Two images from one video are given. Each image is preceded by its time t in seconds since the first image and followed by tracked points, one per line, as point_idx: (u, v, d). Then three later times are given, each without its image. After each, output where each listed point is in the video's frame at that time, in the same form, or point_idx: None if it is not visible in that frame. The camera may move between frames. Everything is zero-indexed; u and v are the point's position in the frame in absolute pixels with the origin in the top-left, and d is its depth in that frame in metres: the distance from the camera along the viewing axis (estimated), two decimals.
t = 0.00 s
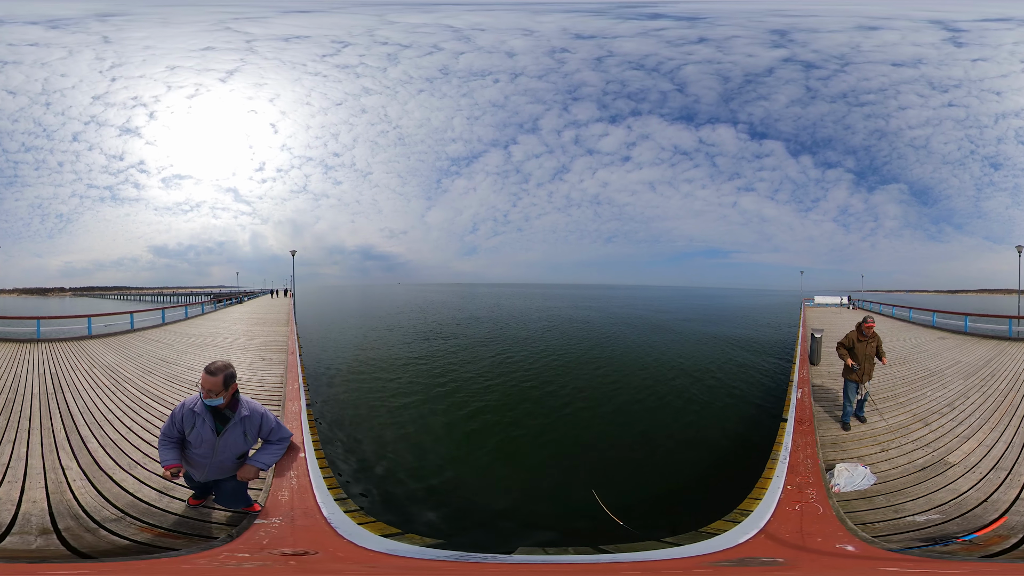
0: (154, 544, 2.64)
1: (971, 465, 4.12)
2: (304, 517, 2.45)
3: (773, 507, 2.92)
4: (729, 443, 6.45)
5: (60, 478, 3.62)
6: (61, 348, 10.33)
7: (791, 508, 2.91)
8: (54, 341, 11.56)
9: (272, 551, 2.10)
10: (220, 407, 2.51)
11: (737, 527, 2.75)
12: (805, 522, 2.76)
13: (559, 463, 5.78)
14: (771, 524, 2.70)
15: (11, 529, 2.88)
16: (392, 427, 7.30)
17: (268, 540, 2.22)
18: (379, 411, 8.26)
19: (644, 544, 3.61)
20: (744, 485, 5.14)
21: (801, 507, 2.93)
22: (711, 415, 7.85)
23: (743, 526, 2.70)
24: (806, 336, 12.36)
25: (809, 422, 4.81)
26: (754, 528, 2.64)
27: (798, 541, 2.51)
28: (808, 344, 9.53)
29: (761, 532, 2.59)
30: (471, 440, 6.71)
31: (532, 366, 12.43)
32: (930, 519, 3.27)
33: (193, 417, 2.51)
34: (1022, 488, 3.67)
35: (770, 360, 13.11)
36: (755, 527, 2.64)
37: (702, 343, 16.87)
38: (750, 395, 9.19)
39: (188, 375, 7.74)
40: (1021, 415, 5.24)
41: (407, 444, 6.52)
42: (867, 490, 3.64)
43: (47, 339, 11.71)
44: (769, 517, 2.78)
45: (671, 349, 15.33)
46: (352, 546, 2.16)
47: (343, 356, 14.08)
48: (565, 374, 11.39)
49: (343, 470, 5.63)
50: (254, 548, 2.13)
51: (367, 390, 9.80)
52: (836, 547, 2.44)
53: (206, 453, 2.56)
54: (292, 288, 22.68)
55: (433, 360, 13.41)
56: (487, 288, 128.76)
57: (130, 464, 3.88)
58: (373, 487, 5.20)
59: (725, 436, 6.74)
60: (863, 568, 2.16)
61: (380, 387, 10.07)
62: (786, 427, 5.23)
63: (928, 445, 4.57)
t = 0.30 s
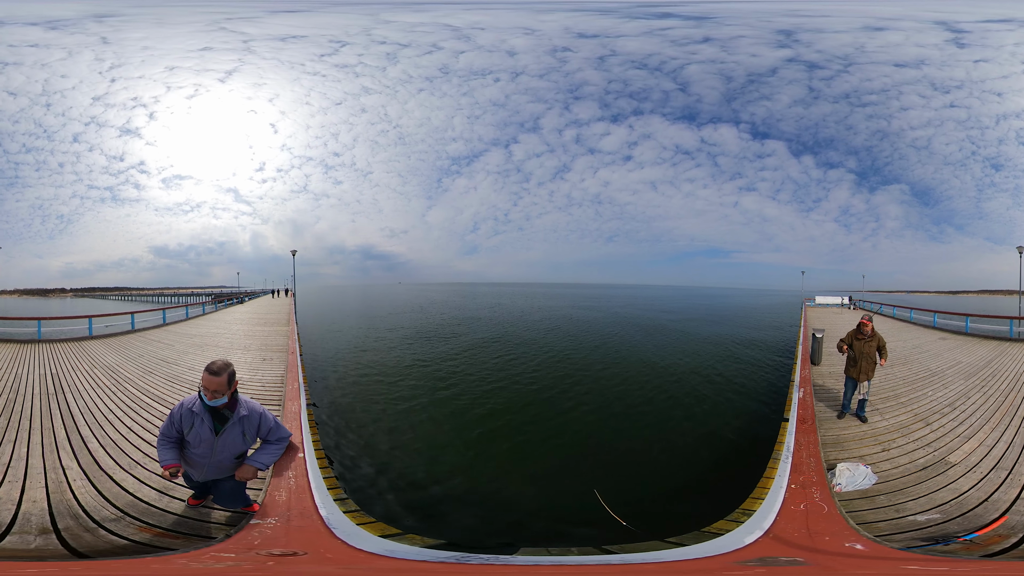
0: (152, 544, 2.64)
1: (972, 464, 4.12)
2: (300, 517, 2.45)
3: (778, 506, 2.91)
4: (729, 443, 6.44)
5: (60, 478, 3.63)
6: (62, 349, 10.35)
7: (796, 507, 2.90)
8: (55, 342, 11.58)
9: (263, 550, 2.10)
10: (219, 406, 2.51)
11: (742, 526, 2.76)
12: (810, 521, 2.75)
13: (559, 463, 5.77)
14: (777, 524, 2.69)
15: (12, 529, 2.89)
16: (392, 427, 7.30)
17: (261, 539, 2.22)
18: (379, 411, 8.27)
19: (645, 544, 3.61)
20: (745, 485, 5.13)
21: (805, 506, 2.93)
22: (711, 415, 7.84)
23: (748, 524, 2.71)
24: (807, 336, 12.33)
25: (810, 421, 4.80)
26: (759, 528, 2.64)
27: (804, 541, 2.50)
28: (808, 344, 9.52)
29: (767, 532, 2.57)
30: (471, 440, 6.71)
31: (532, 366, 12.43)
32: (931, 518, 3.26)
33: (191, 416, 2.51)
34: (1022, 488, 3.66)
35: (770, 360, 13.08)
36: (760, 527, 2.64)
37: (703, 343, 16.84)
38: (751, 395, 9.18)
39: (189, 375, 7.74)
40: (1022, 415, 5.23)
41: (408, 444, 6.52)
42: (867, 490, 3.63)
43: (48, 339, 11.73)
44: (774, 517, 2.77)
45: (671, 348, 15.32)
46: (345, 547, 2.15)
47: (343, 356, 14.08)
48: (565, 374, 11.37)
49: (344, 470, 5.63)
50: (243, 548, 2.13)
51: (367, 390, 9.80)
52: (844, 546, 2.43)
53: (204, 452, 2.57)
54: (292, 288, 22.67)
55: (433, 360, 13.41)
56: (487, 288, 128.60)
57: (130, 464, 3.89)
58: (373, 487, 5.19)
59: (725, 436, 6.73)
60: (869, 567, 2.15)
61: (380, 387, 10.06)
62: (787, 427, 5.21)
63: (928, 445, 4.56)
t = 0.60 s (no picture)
0: (151, 543, 2.63)
1: (973, 463, 4.12)
2: (291, 515, 2.42)
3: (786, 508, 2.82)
4: (729, 443, 6.44)
5: (62, 477, 3.64)
6: (63, 349, 10.39)
7: (804, 508, 2.83)
8: (56, 342, 11.59)
9: (247, 545, 2.07)
10: (217, 403, 2.51)
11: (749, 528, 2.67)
12: (819, 520, 2.67)
13: (560, 464, 5.78)
14: (786, 524, 2.60)
15: (14, 527, 2.89)
16: (393, 428, 7.32)
17: (249, 537, 2.17)
18: (380, 411, 8.29)
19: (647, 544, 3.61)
20: (745, 485, 5.14)
21: (813, 506, 2.85)
22: (711, 415, 7.86)
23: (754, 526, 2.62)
24: (807, 336, 12.33)
25: (813, 420, 4.78)
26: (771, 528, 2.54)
27: (817, 541, 2.40)
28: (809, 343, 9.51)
29: (776, 533, 2.48)
30: (471, 440, 6.73)
31: (532, 366, 12.45)
32: (936, 518, 3.25)
33: (190, 414, 2.52)
34: None
35: (770, 360, 13.09)
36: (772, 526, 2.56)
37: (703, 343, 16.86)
38: (750, 395, 9.19)
39: (189, 375, 7.74)
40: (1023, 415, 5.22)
41: (408, 445, 6.54)
42: (871, 490, 3.64)
43: (48, 339, 11.75)
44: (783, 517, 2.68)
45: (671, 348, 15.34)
46: (327, 546, 2.08)
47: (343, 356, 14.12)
48: (565, 374, 11.41)
49: (345, 471, 5.64)
50: (230, 543, 2.10)
51: (367, 390, 9.83)
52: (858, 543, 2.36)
53: (202, 450, 2.57)
54: (292, 288, 22.68)
55: (433, 360, 13.43)
56: (487, 288, 128.67)
57: (130, 463, 3.90)
58: (374, 487, 5.21)
59: (725, 436, 6.75)
60: (886, 557, 2.11)
61: (380, 387, 10.09)
62: (790, 426, 5.17)
63: (930, 444, 4.55)
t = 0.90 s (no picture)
0: (147, 541, 2.64)
1: (975, 462, 4.12)
2: (283, 513, 2.41)
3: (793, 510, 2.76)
4: (728, 443, 6.46)
5: (62, 475, 3.64)
6: (63, 348, 10.38)
7: (811, 508, 2.81)
8: (55, 341, 11.59)
9: (235, 541, 2.03)
10: (216, 398, 2.54)
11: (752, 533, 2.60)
12: (828, 520, 2.64)
13: (561, 465, 5.78)
14: (796, 525, 2.54)
15: (15, 525, 2.89)
16: (392, 429, 7.32)
17: (239, 534, 2.14)
18: (379, 412, 8.28)
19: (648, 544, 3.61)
20: (746, 485, 5.14)
21: (820, 507, 2.83)
22: (711, 415, 7.86)
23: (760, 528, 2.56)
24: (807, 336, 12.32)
25: (815, 421, 4.77)
26: (782, 528, 2.47)
27: (830, 541, 2.36)
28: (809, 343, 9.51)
29: (787, 534, 2.41)
30: (470, 441, 6.73)
31: (532, 366, 12.47)
32: (940, 517, 3.26)
33: (188, 411, 2.52)
34: None
35: (770, 360, 13.08)
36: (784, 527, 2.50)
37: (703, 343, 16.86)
38: (750, 395, 9.19)
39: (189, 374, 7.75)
40: None
41: (408, 445, 6.54)
42: (873, 489, 3.64)
43: (48, 339, 11.74)
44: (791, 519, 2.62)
45: (671, 348, 15.35)
46: (312, 547, 2.04)
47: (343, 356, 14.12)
48: (564, 374, 11.42)
49: (345, 471, 5.65)
50: (222, 538, 2.08)
51: (367, 390, 9.82)
52: (872, 542, 2.34)
53: (201, 446, 2.58)
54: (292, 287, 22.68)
55: (433, 360, 13.46)
56: (487, 288, 128.66)
57: (131, 461, 3.90)
58: (374, 488, 5.20)
59: (725, 436, 6.75)
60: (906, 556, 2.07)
61: (380, 387, 10.10)
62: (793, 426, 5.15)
63: (931, 443, 4.55)
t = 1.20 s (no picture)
0: (147, 540, 2.65)
1: (977, 461, 4.11)
2: (278, 511, 2.33)
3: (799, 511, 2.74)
4: (727, 443, 6.48)
5: (63, 473, 3.64)
6: (63, 348, 10.37)
7: (818, 509, 2.79)
8: (55, 340, 11.58)
9: (226, 541, 1.98)
10: (215, 395, 2.56)
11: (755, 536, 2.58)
12: (837, 522, 2.62)
13: (560, 466, 5.78)
14: (805, 527, 2.51)
15: (17, 525, 2.88)
16: (392, 429, 7.32)
17: (231, 532, 2.09)
18: (379, 412, 8.29)
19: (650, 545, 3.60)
20: (746, 485, 5.15)
21: (827, 507, 2.82)
22: (711, 415, 7.86)
23: (763, 532, 2.54)
24: (807, 336, 12.31)
25: (818, 420, 4.76)
26: (790, 531, 2.44)
27: (844, 541, 2.33)
28: (809, 344, 9.50)
29: (796, 536, 2.37)
30: (470, 441, 6.73)
31: (531, 367, 12.48)
32: (944, 516, 3.26)
33: (188, 407, 2.52)
34: None
35: (770, 360, 13.08)
36: (791, 530, 2.46)
37: (703, 343, 16.85)
38: (749, 395, 9.20)
39: (189, 374, 7.74)
40: None
41: (407, 446, 6.54)
42: (876, 489, 3.63)
43: (49, 339, 11.74)
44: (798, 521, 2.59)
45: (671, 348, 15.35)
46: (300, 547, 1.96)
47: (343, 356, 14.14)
48: (563, 374, 11.46)
49: (345, 472, 5.64)
50: (215, 536, 2.04)
51: (367, 391, 9.83)
52: (887, 541, 2.32)
53: (200, 443, 2.58)
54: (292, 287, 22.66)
55: (433, 360, 13.48)
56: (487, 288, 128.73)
57: (130, 459, 3.90)
58: (373, 488, 5.20)
59: (725, 437, 6.74)
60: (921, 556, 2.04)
61: (380, 388, 10.11)
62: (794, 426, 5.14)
63: (933, 443, 4.55)
